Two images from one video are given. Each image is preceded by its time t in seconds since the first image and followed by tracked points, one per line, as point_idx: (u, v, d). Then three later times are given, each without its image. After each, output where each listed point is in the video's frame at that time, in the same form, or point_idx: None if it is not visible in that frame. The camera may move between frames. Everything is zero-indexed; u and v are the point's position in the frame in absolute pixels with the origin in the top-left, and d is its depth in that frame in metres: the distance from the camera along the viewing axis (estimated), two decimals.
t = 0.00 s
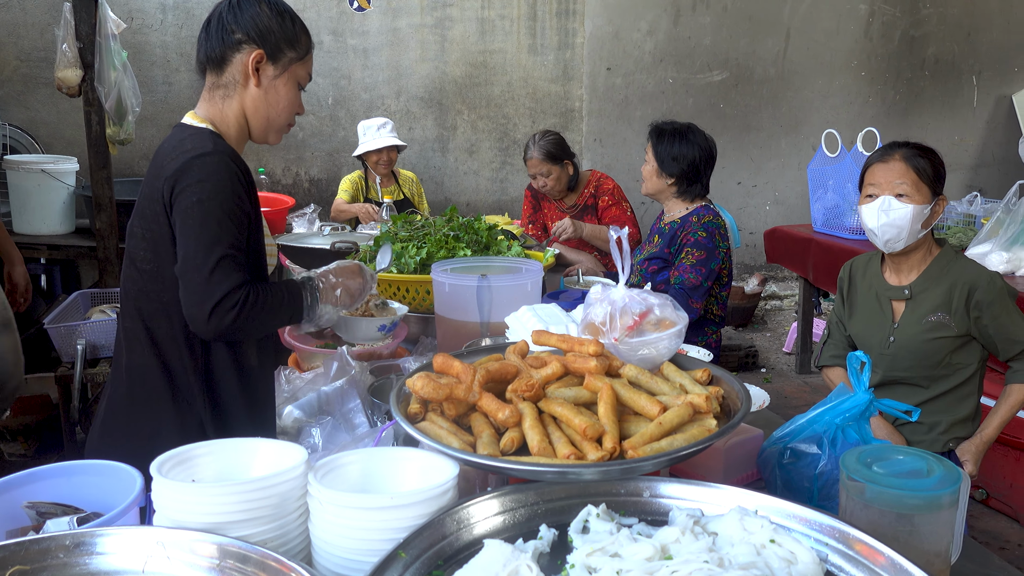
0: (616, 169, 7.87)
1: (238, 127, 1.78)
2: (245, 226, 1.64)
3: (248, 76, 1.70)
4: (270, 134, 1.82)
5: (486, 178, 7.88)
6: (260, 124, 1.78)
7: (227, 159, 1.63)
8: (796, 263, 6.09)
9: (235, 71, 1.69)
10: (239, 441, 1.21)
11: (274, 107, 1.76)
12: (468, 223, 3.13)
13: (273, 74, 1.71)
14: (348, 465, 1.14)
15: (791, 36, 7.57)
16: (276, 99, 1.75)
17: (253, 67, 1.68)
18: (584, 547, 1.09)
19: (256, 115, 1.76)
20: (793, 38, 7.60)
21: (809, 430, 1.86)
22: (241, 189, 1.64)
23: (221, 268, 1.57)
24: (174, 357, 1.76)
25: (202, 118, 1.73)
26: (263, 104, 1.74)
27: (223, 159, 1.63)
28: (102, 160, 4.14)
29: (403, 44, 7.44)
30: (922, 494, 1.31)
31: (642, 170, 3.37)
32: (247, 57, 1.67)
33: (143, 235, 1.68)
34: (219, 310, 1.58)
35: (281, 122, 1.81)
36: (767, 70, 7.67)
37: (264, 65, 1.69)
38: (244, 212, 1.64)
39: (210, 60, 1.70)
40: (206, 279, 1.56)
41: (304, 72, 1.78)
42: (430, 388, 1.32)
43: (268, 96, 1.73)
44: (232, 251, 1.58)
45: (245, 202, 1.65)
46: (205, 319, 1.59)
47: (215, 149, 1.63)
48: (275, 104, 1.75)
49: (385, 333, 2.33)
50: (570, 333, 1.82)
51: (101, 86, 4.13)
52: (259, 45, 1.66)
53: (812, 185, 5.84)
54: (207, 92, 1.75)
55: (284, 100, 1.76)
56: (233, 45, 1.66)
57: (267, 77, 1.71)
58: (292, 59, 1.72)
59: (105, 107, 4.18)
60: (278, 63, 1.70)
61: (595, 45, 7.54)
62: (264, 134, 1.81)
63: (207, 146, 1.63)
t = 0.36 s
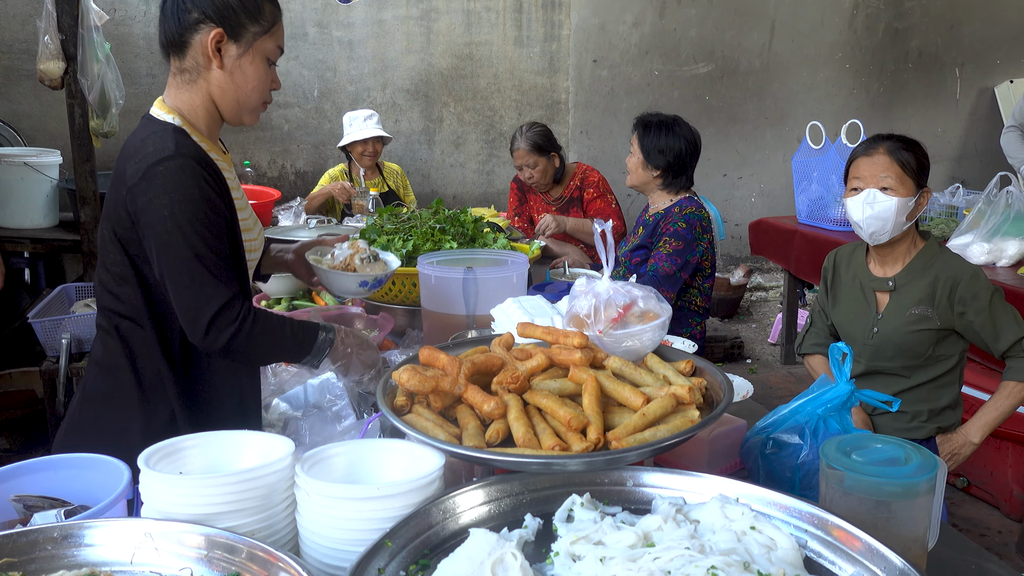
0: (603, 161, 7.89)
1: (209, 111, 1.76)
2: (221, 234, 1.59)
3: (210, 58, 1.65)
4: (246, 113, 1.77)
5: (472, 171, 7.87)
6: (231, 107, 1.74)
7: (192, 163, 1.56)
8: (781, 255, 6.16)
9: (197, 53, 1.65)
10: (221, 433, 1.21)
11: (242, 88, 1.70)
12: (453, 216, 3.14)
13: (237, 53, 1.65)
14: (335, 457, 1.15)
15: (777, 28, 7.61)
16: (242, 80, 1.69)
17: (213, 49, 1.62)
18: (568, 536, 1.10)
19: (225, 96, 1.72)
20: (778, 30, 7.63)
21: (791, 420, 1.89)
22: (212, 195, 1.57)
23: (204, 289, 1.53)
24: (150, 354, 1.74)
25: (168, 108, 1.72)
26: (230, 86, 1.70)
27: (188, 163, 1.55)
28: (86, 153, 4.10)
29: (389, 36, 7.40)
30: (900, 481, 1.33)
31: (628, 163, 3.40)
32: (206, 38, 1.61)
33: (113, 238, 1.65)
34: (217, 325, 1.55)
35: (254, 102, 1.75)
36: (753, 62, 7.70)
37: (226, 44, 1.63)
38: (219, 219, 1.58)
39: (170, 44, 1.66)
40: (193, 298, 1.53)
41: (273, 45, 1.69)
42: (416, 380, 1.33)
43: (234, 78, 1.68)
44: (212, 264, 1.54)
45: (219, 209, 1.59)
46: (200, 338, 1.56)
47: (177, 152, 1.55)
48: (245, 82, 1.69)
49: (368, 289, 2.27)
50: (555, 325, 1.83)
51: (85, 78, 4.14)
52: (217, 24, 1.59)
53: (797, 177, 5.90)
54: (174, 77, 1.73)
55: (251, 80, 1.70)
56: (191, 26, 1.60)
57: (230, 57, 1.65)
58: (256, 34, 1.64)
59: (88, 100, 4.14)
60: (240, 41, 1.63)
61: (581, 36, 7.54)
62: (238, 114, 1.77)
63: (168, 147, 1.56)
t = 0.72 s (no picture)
0: (587, 160, 7.92)
1: (154, 109, 1.59)
2: (103, 253, 1.40)
3: (128, 49, 1.46)
4: (185, 103, 1.51)
5: (456, 170, 7.88)
6: (166, 97, 1.51)
7: (70, 175, 1.40)
8: (763, 252, 6.22)
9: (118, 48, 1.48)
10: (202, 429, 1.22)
11: (165, 72, 1.46)
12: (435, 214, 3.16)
13: (146, 33, 1.42)
14: (314, 453, 1.16)
15: (759, 27, 7.68)
16: (161, 61, 1.44)
17: (123, 38, 1.43)
18: (544, 528, 1.12)
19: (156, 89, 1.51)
20: (759, 30, 7.70)
21: (768, 415, 1.92)
22: (87, 211, 1.39)
23: (63, 316, 1.32)
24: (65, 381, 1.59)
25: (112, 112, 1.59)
26: (154, 74, 1.47)
27: (66, 176, 1.39)
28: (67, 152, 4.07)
29: (372, 36, 7.40)
30: (872, 473, 1.36)
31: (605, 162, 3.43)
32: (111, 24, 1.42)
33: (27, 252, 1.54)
34: (65, 363, 1.34)
35: (187, 82, 1.48)
36: (735, 61, 7.77)
37: (133, 27, 1.42)
38: (97, 235, 1.39)
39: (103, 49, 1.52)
40: (51, 328, 1.33)
41: (188, 9, 1.41)
42: (395, 376, 1.35)
43: (154, 62, 1.45)
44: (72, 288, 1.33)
45: (96, 224, 1.40)
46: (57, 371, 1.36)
47: (59, 163, 1.41)
48: (167, 66, 1.45)
49: (436, 217, 1.65)
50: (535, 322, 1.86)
51: (65, 78, 4.10)
52: (117, 8, 1.40)
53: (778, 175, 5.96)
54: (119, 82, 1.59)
55: (171, 57, 1.44)
56: (101, 21, 1.44)
57: (142, 40, 1.43)
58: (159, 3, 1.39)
59: (68, 99, 4.10)
60: (145, 18, 1.40)
61: (565, 36, 7.56)
62: (180, 108, 1.54)
63: (53, 159, 1.42)
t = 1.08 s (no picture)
0: (559, 157, 7.96)
1: (139, 134, 1.53)
2: None
3: (113, 69, 1.41)
4: (184, 118, 1.44)
5: (428, 167, 7.85)
6: (158, 114, 1.44)
7: None
8: (733, 247, 6.31)
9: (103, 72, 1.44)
10: (164, 425, 1.22)
11: (154, 86, 1.39)
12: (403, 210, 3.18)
13: (128, 45, 1.37)
14: (276, 448, 1.17)
15: (728, 24, 7.78)
16: (149, 74, 1.38)
17: (106, 57, 1.40)
18: (505, 518, 1.14)
19: (143, 109, 1.46)
20: (728, 27, 7.80)
21: (732, 406, 1.96)
22: None
23: None
24: None
25: (99, 134, 1.57)
26: (144, 91, 1.41)
27: None
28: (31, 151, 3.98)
29: (343, 33, 7.35)
30: (829, 460, 1.39)
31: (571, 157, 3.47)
32: (90, 43, 1.39)
33: None
34: None
35: (182, 93, 1.39)
36: (705, 57, 7.85)
37: (113, 41, 1.38)
38: None
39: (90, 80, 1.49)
40: None
41: (170, 12, 1.34)
42: (357, 370, 1.37)
43: (141, 77, 1.39)
44: None
45: None
46: None
47: None
48: (154, 80, 1.38)
49: (663, 262, 1.40)
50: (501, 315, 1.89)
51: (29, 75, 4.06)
52: (94, 22, 1.36)
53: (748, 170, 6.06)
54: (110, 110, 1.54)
55: (158, 68, 1.37)
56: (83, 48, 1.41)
57: (123, 55, 1.39)
58: (137, 9, 1.33)
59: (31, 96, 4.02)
60: (122, 31, 1.36)
61: (536, 33, 7.58)
62: (178, 124, 1.46)
63: None
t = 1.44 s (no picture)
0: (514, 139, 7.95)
1: (169, 169, 1.52)
2: None
3: (153, 109, 1.40)
4: (231, 163, 1.45)
5: (382, 149, 7.77)
6: (198, 157, 1.45)
7: None
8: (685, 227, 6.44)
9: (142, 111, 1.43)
10: (109, 414, 1.23)
11: (200, 132, 1.40)
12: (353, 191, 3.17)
13: (176, 91, 1.37)
14: (219, 430, 1.18)
15: (680, 5, 7.85)
16: (197, 121, 1.38)
17: (148, 98, 1.39)
18: (448, 492, 1.18)
19: (182, 155, 1.46)
20: (680, 9, 7.88)
21: (677, 379, 2.02)
22: None
23: None
24: None
25: (126, 161, 1.55)
26: (189, 135, 1.41)
27: None
28: None
29: (293, 13, 7.19)
30: (766, 428, 1.45)
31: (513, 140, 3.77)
32: (133, 86, 1.38)
33: None
34: None
35: (227, 142, 1.41)
36: (657, 38, 7.92)
37: (158, 86, 1.38)
38: None
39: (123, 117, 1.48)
40: None
41: (222, 59, 1.35)
42: (301, 349, 1.42)
43: (187, 121, 1.39)
44: None
45: None
46: None
47: None
48: (201, 127, 1.39)
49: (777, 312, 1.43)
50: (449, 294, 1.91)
51: None
52: (137, 67, 1.36)
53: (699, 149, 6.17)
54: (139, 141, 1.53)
55: (207, 116, 1.37)
56: (121, 85, 1.40)
57: (168, 99, 1.39)
58: (186, 51, 1.34)
59: None
60: (171, 77, 1.36)
61: (488, 13, 7.54)
62: (220, 166, 1.47)
63: None
